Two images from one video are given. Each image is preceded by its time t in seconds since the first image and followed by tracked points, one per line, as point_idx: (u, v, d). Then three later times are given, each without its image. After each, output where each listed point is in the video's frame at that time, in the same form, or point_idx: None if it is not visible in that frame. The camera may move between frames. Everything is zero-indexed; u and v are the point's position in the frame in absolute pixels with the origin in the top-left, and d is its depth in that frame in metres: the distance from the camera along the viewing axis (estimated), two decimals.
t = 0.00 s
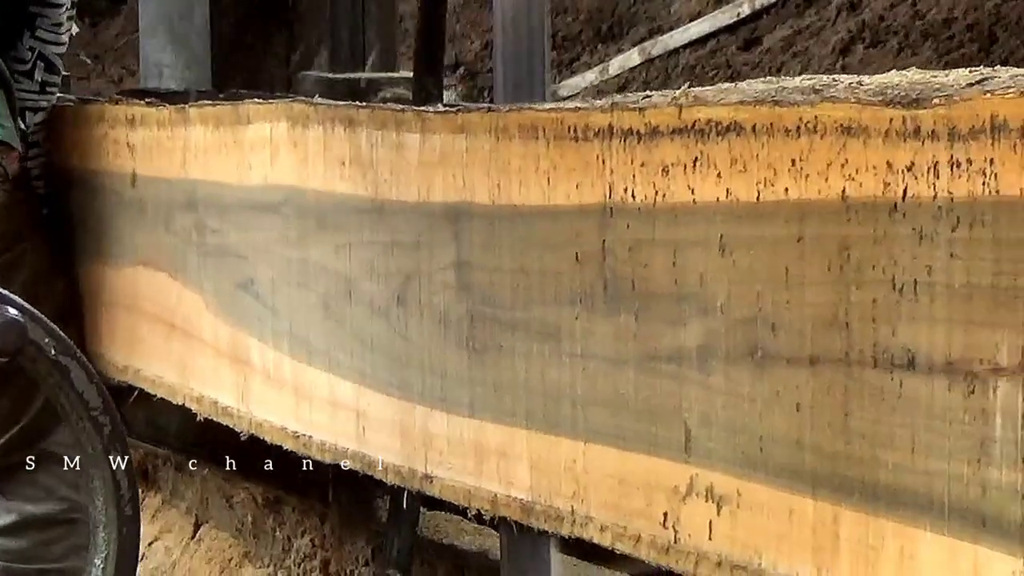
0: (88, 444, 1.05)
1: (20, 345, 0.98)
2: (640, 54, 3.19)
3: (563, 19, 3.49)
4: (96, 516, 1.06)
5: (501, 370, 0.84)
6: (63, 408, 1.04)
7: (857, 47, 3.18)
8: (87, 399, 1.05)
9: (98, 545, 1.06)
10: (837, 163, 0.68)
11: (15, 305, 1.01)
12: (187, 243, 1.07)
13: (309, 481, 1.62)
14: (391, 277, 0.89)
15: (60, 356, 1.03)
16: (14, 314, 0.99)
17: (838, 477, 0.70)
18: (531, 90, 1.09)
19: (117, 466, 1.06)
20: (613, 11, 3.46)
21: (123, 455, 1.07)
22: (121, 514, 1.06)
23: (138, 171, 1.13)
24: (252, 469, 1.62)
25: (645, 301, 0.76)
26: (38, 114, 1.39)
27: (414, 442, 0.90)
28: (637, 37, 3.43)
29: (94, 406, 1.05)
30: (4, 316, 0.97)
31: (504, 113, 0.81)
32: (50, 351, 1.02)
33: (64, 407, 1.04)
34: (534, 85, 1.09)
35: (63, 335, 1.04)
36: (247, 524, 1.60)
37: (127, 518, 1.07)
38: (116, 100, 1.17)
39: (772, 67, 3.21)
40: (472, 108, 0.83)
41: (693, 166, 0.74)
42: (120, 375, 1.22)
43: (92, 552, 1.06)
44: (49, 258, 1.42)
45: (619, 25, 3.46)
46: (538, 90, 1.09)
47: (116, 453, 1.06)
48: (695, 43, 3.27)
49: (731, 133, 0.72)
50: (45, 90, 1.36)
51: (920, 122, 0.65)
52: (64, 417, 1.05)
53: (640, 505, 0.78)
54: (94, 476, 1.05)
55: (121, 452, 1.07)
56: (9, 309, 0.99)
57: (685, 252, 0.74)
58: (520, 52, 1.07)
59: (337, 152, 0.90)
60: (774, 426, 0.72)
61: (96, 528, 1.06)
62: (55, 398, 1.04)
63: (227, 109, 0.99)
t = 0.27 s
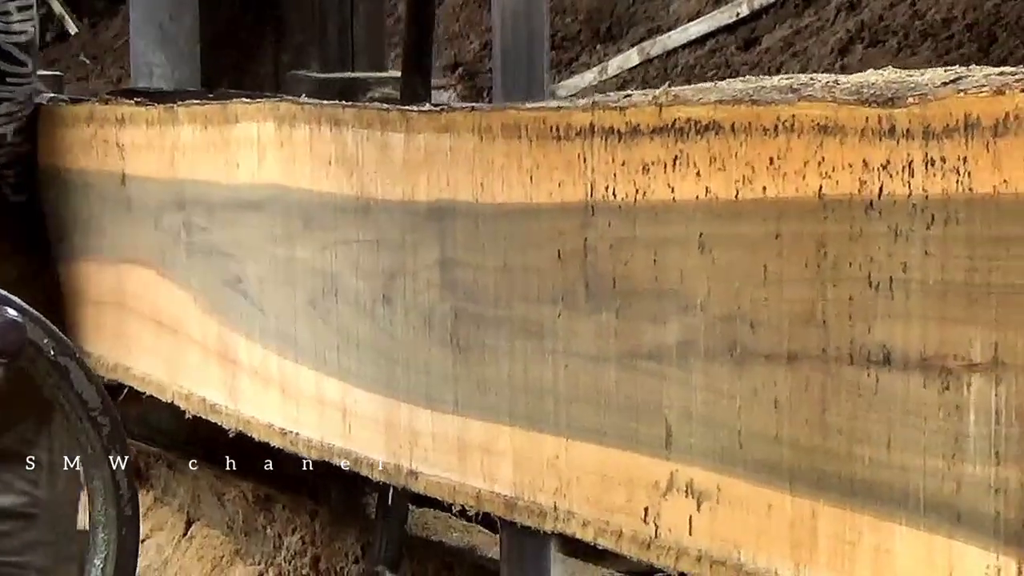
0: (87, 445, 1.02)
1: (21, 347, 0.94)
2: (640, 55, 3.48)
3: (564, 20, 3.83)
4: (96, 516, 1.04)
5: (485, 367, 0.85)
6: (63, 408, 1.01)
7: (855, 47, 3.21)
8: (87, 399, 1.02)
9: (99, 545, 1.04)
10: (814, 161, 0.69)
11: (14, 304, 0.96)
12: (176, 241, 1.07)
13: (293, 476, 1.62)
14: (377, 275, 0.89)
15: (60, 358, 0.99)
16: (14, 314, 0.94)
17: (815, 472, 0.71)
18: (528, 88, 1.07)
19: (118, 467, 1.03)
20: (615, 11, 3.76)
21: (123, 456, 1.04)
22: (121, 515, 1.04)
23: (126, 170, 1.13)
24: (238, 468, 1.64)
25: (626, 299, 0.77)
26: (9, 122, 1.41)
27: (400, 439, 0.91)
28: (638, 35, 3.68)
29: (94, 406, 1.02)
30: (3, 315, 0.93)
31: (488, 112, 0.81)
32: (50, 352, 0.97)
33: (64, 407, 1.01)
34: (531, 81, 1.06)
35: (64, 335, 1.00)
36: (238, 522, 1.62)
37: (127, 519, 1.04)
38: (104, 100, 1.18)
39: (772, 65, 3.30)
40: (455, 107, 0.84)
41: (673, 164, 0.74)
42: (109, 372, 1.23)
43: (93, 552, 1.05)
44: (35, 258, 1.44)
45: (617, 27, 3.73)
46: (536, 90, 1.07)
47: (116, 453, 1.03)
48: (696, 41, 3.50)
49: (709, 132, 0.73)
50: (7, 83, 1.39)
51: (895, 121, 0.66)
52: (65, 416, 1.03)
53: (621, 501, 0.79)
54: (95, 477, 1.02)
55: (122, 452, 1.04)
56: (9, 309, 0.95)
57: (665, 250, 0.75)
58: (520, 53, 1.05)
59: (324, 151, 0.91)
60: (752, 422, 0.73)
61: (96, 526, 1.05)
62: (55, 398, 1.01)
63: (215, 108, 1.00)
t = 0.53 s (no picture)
0: (88, 446, 1.05)
1: (21, 347, 0.96)
2: (639, 54, 3.51)
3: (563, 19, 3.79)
4: (97, 515, 1.08)
5: (474, 364, 0.85)
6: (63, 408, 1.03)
7: (855, 46, 3.22)
8: (87, 399, 1.04)
9: (99, 544, 1.08)
10: (798, 159, 0.69)
11: (16, 305, 0.99)
12: (168, 240, 1.08)
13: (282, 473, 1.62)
14: (367, 272, 0.90)
15: (60, 357, 1.01)
16: (15, 315, 0.96)
17: (800, 467, 0.71)
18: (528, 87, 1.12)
19: (118, 468, 1.07)
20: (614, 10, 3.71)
21: (123, 457, 1.08)
22: (122, 514, 1.08)
23: (120, 169, 1.14)
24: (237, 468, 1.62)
25: (613, 296, 0.78)
26: None
27: (389, 435, 0.92)
28: (638, 35, 3.65)
29: (94, 406, 1.05)
30: (4, 316, 0.95)
31: (476, 111, 0.82)
32: (51, 352, 1.00)
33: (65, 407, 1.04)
34: (530, 80, 1.12)
35: (64, 336, 1.02)
36: (232, 520, 1.65)
37: (128, 519, 1.08)
38: (97, 100, 1.19)
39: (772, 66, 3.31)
40: (444, 106, 0.84)
41: (659, 162, 0.75)
42: (102, 370, 1.24)
43: (93, 551, 1.08)
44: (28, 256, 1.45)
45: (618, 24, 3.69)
46: (534, 88, 1.12)
47: (116, 454, 1.07)
48: (697, 40, 3.51)
49: (694, 130, 0.74)
50: None
51: (878, 119, 0.66)
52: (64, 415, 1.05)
53: (608, 496, 0.80)
54: (96, 476, 1.06)
55: (121, 452, 1.08)
56: (10, 310, 0.97)
57: (652, 247, 0.76)
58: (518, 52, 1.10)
59: (314, 150, 0.92)
60: (737, 418, 0.73)
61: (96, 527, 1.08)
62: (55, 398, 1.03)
63: (208, 107, 1.00)
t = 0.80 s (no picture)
0: (88, 447, 1.04)
1: (21, 346, 0.96)
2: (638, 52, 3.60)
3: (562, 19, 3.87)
4: (97, 516, 1.08)
5: (460, 360, 0.86)
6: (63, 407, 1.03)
7: (854, 45, 3.23)
8: (87, 399, 1.03)
9: (99, 544, 1.08)
10: (777, 155, 0.70)
11: (15, 304, 0.98)
12: (158, 238, 1.09)
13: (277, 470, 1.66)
14: (354, 269, 0.91)
15: (59, 357, 1.01)
16: (14, 314, 0.96)
17: (780, 461, 0.72)
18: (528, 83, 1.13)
19: (120, 474, 1.07)
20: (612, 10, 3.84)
21: (125, 462, 1.08)
22: (121, 514, 1.08)
23: (110, 168, 1.15)
24: (236, 466, 1.66)
25: (596, 292, 0.78)
26: None
27: (376, 431, 0.92)
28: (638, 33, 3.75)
29: (94, 406, 1.04)
30: (4, 316, 0.95)
31: (460, 109, 0.83)
32: (49, 352, 1.00)
33: (64, 407, 1.03)
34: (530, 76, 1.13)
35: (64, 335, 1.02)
36: (224, 517, 1.69)
37: (127, 519, 1.09)
38: (88, 99, 1.20)
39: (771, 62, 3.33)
40: (430, 104, 0.85)
41: (641, 159, 0.76)
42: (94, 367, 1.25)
43: (92, 551, 1.08)
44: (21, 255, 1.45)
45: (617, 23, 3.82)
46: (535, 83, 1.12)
47: (116, 457, 1.07)
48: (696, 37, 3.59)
49: (676, 127, 0.74)
50: None
51: (855, 116, 0.67)
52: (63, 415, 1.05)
53: (592, 491, 0.80)
54: (95, 477, 1.06)
55: (121, 453, 1.07)
56: (9, 309, 0.96)
57: (634, 243, 0.76)
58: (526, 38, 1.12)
59: (302, 148, 0.93)
60: (718, 412, 0.74)
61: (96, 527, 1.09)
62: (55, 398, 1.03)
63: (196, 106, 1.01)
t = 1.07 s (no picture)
0: (90, 447, 1.05)
1: (22, 346, 0.96)
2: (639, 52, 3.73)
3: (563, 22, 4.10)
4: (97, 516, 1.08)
5: (448, 357, 0.86)
6: (64, 407, 1.02)
7: (855, 44, 3.35)
8: (87, 399, 1.03)
9: (100, 544, 1.09)
10: (760, 154, 0.71)
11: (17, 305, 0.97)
12: (150, 237, 1.09)
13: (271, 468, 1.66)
14: (343, 267, 0.91)
15: (60, 356, 1.00)
16: (15, 315, 0.95)
17: (763, 458, 0.72)
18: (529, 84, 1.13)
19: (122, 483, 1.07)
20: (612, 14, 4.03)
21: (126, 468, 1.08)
22: (122, 514, 1.08)
23: (102, 167, 1.16)
24: (235, 463, 1.67)
25: (582, 290, 0.79)
26: None
27: (365, 428, 0.93)
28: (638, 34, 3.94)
29: (95, 406, 1.04)
30: (5, 316, 0.94)
31: (448, 109, 0.83)
32: (50, 352, 0.99)
33: (64, 407, 1.03)
34: (530, 75, 1.13)
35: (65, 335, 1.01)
36: (218, 514, 1.70)
37: (127, 519, 1.09)
38: (81, 98, 1.21)
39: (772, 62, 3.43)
40: (418, 103, 0.86)
41: (626, 158, 0.76)
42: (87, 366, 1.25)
43: (93, 552, 1.08)
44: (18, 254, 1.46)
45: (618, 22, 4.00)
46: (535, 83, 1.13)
47: (116, 454, 1.07)
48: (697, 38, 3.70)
49: (660, 126, 0.75)
50: None
51: (836, 115, 0.67)
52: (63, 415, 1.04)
53: (578, 487, 0.81)
54: (95, 477, 1.06)
55: (121, 453, 1.07)
56: (10, 309, 0.96)
57: (619, 241, 0.77)
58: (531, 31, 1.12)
59: (292, 147, 0.93)
60: (702, 409, 0.75)
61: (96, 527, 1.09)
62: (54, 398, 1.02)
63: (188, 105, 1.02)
